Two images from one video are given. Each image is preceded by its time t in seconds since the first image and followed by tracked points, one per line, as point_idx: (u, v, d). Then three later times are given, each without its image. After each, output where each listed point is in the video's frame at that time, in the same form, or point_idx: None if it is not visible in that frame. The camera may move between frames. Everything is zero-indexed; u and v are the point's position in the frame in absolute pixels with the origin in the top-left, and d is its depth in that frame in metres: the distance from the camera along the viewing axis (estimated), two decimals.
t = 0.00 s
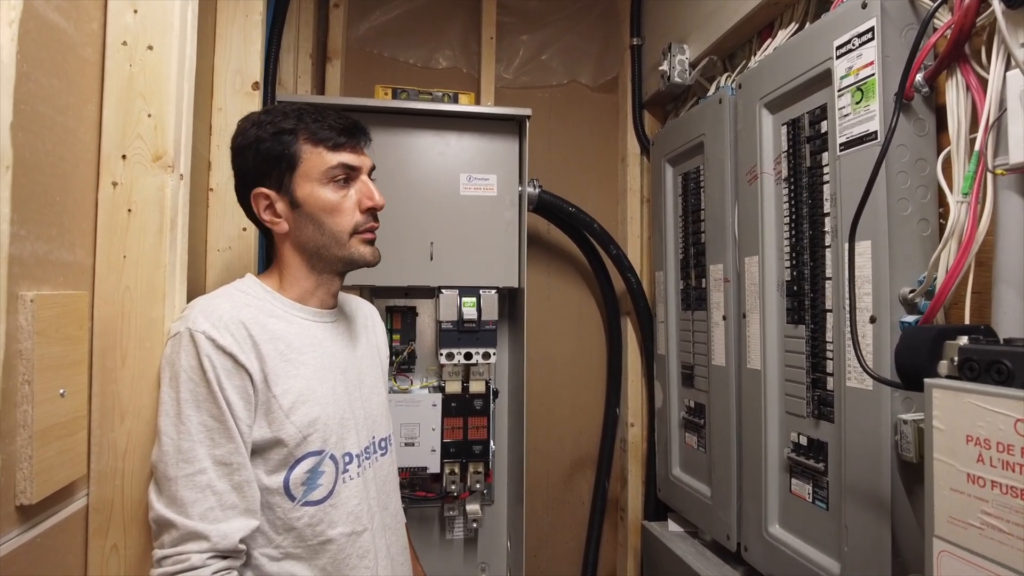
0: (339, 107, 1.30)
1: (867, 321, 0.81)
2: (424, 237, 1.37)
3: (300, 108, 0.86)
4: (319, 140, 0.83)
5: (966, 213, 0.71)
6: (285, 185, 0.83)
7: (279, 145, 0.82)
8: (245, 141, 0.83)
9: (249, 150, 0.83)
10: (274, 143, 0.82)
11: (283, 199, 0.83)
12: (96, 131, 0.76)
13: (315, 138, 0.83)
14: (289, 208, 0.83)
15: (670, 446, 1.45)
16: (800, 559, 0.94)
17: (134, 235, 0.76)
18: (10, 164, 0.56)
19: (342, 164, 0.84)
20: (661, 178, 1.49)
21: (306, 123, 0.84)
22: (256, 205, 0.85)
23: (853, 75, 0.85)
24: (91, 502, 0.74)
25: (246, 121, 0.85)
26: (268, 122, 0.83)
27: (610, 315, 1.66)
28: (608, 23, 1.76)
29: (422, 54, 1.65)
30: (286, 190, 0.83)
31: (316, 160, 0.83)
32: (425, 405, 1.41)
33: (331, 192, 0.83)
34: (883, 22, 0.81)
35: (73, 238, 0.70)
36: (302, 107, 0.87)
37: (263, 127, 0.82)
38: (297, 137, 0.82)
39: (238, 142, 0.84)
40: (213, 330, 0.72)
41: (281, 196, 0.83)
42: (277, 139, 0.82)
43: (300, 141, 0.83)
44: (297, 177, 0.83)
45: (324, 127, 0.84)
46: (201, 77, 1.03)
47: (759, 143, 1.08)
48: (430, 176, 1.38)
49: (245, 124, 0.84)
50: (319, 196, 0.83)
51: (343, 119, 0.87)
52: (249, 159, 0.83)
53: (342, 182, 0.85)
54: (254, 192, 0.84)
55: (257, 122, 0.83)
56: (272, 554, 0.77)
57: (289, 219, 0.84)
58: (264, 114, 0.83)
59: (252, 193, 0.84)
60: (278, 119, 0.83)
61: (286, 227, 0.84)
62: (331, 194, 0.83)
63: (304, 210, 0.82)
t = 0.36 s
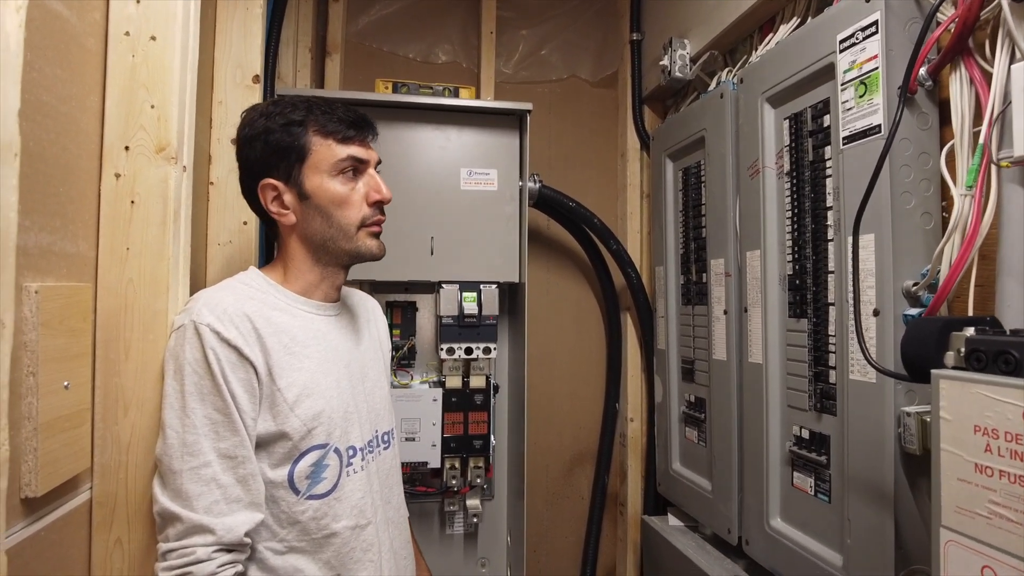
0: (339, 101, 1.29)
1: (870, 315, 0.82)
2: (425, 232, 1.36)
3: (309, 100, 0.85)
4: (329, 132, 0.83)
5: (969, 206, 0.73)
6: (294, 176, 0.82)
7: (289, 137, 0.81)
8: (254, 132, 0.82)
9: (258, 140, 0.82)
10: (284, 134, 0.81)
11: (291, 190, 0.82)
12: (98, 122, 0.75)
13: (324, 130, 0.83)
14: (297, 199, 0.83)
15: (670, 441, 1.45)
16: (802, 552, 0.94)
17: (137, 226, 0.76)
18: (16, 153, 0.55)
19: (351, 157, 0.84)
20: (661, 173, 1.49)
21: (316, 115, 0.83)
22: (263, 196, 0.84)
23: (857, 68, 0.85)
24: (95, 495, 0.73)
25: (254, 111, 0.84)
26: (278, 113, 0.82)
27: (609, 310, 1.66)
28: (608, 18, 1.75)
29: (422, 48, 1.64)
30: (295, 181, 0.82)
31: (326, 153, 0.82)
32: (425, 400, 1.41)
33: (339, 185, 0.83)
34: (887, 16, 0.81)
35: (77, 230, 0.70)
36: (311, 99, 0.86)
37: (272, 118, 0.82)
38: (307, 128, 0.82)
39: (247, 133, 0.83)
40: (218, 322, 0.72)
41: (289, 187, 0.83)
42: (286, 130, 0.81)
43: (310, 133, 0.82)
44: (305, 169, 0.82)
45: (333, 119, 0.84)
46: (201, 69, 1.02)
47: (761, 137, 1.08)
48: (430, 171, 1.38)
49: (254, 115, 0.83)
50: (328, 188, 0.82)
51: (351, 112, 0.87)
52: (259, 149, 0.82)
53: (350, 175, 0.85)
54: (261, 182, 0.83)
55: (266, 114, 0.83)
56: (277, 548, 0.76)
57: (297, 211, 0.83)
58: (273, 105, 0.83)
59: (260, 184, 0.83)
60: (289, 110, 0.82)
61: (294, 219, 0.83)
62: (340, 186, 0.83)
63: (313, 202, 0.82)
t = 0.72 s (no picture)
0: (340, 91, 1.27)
1: (884, 305, 0.81)
2: (428, 224, 1.35)
3: (321, 85, 0.84)
4: (342, 119, 0.82)
5: (988, 196, 0.71)
6: (305, 162, 0.80)
7: (301, 121, 0.80)
8: (265, 117, 0.81)
9: (269, 125, 0.81)
10: (296, 119, 0.80)
11: (302, 176, 0.81)
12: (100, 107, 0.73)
13: (338, 117, 0.82)
14: (308, 185, 0.81)
15: (675, 435, 1.44)
16: (812, 546, 0.94)
17: (141, 213, 0.74)
18: (20, 133, 0.53)
19: (364, 145, 0.83)
20: (666, 166, 1.48)
21: (329, 101, 0.82)
22: (273, 181, 0.82)
23: (871, 57, 0.84)
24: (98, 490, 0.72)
25: (266, 96, 0.83)
26: (291, 98, 0.81)
27: (612, 304, 1.65)
28: (611, 9, 1.73)
29: (424, 39, 1.62)
30: (306, 167, 0.81)
31: (338, 139, 0.81)
32: (428, 395, 1.39)
33: (351, 172, 0.82)
34: (902, 3, 0.80)
35: (79, 217, 0.68)
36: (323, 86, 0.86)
37: (284, 103, 0.81)
38: (320, 114, 0.81)
39: (257, 118, 0.81)
40: (224, 312, 0.71)
41: (300, 173, 0.81)
42: (299, 115, 0.80)
43: (323, 118, 0.81)
44: (317, 155, 0.81)
45: (347, 106, 0.83)
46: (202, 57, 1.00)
47: (770, 128, 1.07)
48: (433, 162, 1.36)
49: (265, 100, 0.82)
50: (340, 175, 0.81)
51: (364, 101, 0.86)
52: (270, 134, 0.80)
53: (362, 162, 0.84)
54: (271, 167, 0.81)
55: (278, 98, 0.81)
56: (283, 544, 0.75)
57: (307, 197, 0.81)
58: (284, 91, 0.82)
59: (269, 169, 0.82)
60: (303, 96, 0.81)
61: (303, 205, 0.82)
62: (351, 173, 0.82)
63: (323, 189, 0.81)
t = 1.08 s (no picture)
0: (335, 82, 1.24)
1: (894, 301, 0.80)
2: (424, 219, 1.32)
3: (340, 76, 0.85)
4: (358, 108, 0.82)
5: (1002, 188, 0.71)
6: (313, 139, 0.79)
7: (315, 101, 0.80)
8: (278, 96, 0.81)
9: (283, 102, 0.80)
10: (310, 98, 0.80)
11: (308, 152, 0.79)
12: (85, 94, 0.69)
13: (353, 106, 0.82)
14: (311, 164, 0.79)
15: (676, 433, 1.42)
16: (818, 547, 0.94)
17: (128, 204, 0.71)
18: None
19: (375, 135, 0.82)
20: (667, 159, 1.46)
21: (345, 91, 0.83)
22: (276, 155, 0.79)
23: (880, 46, 0.83)
24: (83, 493, 0.69)
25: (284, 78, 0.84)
26: (308, 81, 0.81)
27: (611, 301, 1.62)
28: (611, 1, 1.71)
29: (420, 30, 1.59)
30: (312, 144, 0.79)
31: (349, 125, 0.80)
32: (425, 393, 1.37)
33: (357, 158, 0.80)
34: None
35: (62, 208, 0.64)
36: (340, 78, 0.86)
37: (300, 84, 0.81)
38: (335, 99, 0.81)
39: (272, 96, 0.81)
40: (213, 309, 0.68)
41: (306, 149, 0.79)
42: (313, 96, 0.80)
43: (339, 104, 0.81)
44: (326, 135, 0.79)
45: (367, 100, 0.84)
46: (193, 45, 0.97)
47: (774, 121, 1.06)
48: (429, 155, 1.33)
49: (283, 81, 0.82)
50: (346, 159, 0.79)
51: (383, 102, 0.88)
52: (282, 111, 0.79)
53: (369, 153, 0.82)
54: (276, 140, 0.79)
55: (295, 80, 0.82)
56: (278, 547, 0.72)
57: (309, 175, 0.79)
58: (302, 74, 0.83)
59: (274, 142, 0.79)
60: (322, 80, 0.82)
61: (304, 182, 0.79)
62: (357, 160, 0.80)
63: (327, 169, 0.78)
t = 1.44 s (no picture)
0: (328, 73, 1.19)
1: (911, 300, 0.79)
2: (421, 216, 1.27)
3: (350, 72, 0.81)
4: (363, 108, 0.77)
5: None
6: (312, 139, 0.74)
7: (318, 97, 0.75)
8: (283, 85, 0.77)
9: (286, 92, 0.77)
10: (313, 94, 0.75)
11: (306, 153, 0.75)
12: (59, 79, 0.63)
13: (358, 104, 0.77)
14: (307, 163, 0.75)
15: (679, 434, 1.39)
16: (828, 553, 0.94)
17: (107, 199, 0.65)
18: None
19: (377, 138, 0.77)
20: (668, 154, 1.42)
21: (353, 88, 0.78)
22: (272, 151, 0.76)
23: (898, 35, 0.81)
24: (58, 507, 0.63)
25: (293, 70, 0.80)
26: (314, 74, 0.77)
27: (611, 299, 1.59)
28: None
29: (416, 22, 1.54)
30: (310, 143, 0.74)
31: (352, 124, 0.76)
32: (421, 394, 1.32)
33: (356, 161, 0.75)
34: None
35: (35, 202, 0.58)
36: (351, 71, 0.82)
37: (309, 78, 0.77)
38: (341, 96, 0.77)
39: (277, 85, 0.78)
40: (200, 305, 0.63)
41: (303, 148, 0.75)
42: (317, 92, 0.76)
43: (343, 102, 0.77)
44: (325, 134, 0.75)
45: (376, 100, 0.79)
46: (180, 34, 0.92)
47: (784, 115, 1.03)
48: (426, 150, 1.28)
49: (291, 71, 0.79)
50: (344, 162, 0.75)
51: (393, 100, 0.82)
52: (283, 103, 0.76)
53: (371, 156, 0.78)
54: (274, 136, 0.75)
55: (303, 72, 0.78)
56: (267, 560, 0.68)
57: (304, 175, 0.75)
58: (313, 68, 0.78)
59: (272, 137, 0.76)
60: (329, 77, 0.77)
61: (298, 184, 0.75)
62: (356, 163, 0.75)
63: (323, 171, 0.74)
